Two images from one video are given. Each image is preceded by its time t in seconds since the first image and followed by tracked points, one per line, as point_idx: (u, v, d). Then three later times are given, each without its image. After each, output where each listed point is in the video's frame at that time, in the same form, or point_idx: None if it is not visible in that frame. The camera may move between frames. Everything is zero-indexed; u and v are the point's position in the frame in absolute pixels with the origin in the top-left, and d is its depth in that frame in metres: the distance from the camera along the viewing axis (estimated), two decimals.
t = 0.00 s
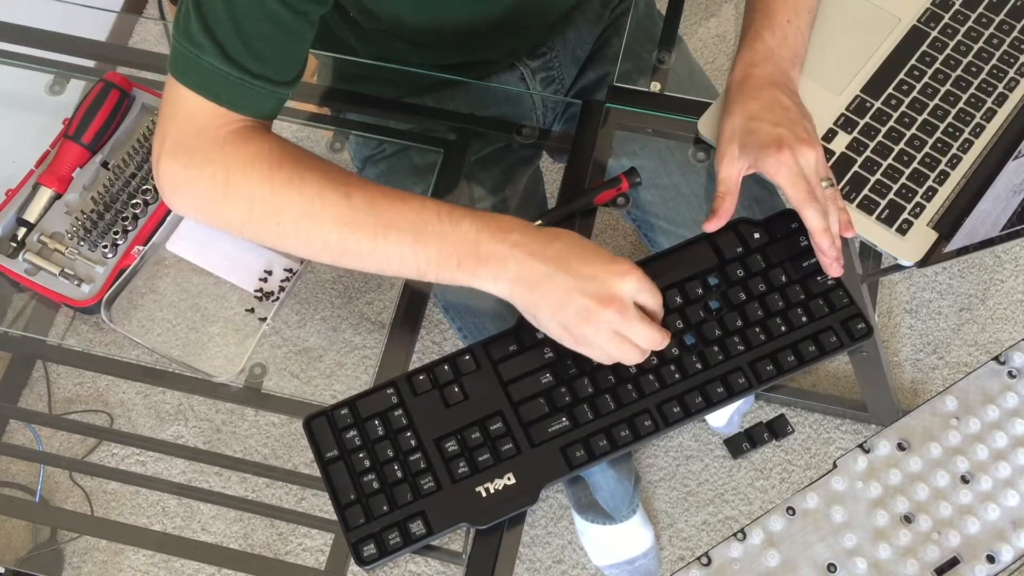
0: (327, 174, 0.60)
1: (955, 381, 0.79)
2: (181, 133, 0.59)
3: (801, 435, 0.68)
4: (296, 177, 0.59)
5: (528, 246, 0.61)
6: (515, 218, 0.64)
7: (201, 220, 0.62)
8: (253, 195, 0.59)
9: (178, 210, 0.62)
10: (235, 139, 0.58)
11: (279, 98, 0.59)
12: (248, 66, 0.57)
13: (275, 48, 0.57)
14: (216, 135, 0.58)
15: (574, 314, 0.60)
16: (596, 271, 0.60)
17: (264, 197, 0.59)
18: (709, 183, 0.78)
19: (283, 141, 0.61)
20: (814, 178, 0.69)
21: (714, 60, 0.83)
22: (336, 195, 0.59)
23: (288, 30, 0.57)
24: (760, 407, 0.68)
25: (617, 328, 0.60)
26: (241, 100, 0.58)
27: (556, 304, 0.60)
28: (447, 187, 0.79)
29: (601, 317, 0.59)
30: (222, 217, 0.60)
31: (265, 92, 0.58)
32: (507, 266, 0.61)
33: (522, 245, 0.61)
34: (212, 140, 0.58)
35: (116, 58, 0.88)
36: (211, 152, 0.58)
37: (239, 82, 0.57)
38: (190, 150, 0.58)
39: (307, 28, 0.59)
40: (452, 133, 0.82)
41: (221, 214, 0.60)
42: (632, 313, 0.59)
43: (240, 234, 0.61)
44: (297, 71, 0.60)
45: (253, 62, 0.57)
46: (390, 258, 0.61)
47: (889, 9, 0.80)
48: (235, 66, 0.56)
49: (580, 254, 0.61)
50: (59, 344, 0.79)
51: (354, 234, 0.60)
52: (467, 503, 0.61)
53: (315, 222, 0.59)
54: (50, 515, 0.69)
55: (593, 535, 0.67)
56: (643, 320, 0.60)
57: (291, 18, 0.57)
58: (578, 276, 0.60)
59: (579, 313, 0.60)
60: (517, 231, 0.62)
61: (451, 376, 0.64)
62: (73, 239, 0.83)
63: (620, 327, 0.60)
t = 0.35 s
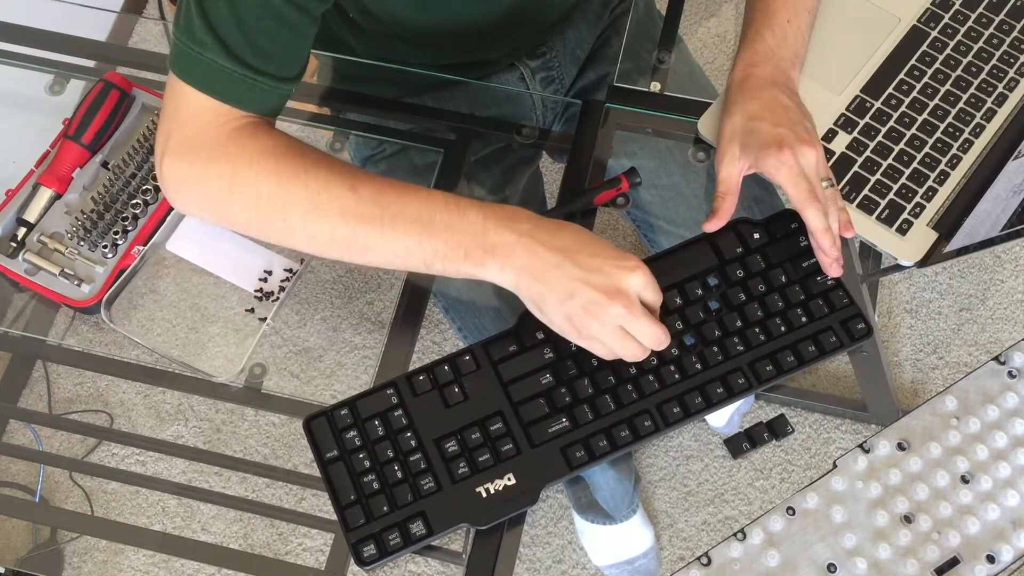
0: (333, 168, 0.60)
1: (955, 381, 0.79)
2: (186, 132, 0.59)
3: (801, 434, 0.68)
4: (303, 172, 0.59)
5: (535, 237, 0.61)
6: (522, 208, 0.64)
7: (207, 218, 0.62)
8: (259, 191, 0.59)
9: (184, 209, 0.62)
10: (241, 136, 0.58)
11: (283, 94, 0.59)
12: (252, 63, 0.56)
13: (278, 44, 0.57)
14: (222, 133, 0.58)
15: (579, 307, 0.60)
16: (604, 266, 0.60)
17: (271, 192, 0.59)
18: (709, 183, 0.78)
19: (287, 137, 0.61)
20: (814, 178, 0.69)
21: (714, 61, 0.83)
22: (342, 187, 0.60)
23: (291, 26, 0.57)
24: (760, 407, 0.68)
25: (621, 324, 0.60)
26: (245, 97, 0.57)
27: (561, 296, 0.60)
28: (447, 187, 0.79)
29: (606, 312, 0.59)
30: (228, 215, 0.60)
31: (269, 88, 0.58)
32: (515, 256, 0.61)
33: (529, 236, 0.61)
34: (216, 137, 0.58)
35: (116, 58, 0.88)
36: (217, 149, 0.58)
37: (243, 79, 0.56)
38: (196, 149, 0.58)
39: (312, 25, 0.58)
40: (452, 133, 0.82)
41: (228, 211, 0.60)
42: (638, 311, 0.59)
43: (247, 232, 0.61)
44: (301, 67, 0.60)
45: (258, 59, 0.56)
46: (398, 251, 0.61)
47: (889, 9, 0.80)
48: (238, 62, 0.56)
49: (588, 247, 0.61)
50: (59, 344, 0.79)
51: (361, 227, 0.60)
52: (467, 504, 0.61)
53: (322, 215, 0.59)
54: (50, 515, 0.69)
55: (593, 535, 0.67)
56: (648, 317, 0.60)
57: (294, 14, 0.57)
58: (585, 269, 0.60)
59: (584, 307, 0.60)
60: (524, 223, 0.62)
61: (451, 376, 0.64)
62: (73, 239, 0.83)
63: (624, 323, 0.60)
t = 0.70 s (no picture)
0: (322, 170, 0.60)
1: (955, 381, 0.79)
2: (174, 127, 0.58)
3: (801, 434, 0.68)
4: (291, 173, 0.59)
5: (521, 248, 0.59)
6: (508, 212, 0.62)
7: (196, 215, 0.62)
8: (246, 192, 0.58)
9: (173, 203, 0.62)
10: (227, 134, 0.58)
11: (279, 93, 0.60)
12: (249, 61, 0.57)
13: (275, 42, 0.58)
14: (210, 130, 0.58)
15: (563, 317, 0.59)
16: (587, 275, 0.59)
17: (257, 192, 0.58)
18: (709, 183, 0.77)
19: (277, 136, 0.60)
20: (814, 178, 0.69)
21: (714, 61, 0.83)
22: (330, 190, 0.59)
23: (287, 25, 0.58)
24: (760, 407, 0.68)
25: (606, 333, 0.59)
26: (240, 94, 0.58)
27: (545, 306, 0.59)
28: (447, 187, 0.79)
29: (588, 322, 0.59)
30: (217, 211, 0.60)
31: (266, 87, 0.58)
32: (501, 265, 0.59)
33: (516, 246, 0.59)
34: (204, 134, 0.58)
35: (116, 58, 0.88)
36: (205, 146, 0.58)
37: (241, 77, 0.57)
38: (183, 146, 0.58)
39: (307, 25, 0.60)
40: (452, 133, 0.81)
41: (215, 209, 0.60)
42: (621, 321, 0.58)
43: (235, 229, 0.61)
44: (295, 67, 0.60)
45: (255, 56, 0.57)
46: (383, 255, 0.60)
47: (889, 9, 0.80)
48: (236, 60, 0.56)
49: (573, 255, 0.60)
50: (59, 344, 0.79)
51: (346, 231, 0.59)
52: (467, 503, 0.61)
53: (308, 216, 0.59)
54: (49, 515, 0.68)
55: (593, 534, 0.67)
56: (633, 325, 0.59)
57: (290, 13, 0.58)
58: (568, 280, 0.59)
59: (567, 317, 0.59)
60: (513, 231, 0.60)
61: (451, 376, 0.64)
62: (73, 239, 0.83)
63: (609, 331, 0.59)
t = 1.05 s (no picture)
0: (276, 140, 0.62)
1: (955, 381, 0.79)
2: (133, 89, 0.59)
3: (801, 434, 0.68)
4: (246, 141, 0.61)
5: (464, 215, 0.65)
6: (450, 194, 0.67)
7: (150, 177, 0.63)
8: (200, 158, 0.61)
9: (125, 166, 0.63)
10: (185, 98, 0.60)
11: (236, 77, 0.61)
12: (209, 44, 0.58)
13: (240, 31, 0.58)
14: (170, 94, 0.59)
15: (503, 274, 0.64)
16: (527, 231, 0.64)
17: (211, 157, 0.60)
18: (709, 183, 0.77)
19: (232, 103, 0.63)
20: (814, 178, 0.70)
21: (714, 61, 0.83)
22: (284, 159, 0.62)
23: (256, 17, 0.59)
24: (760, 407, 0.68)
25: (548, 290, 0.63)
26: (197, 74, 0.59)
27: (486, 266, 0.64)
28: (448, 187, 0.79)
29: (530, 273, 0.63)
30: (170, 177, 0.62)
31: (222, 71, 0.59)
32: (443, 229, 0.64)
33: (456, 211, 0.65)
34: (162, 97, 0.59)
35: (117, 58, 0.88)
36: (162, 109, 0.59)
37: (198, 58, 0.58)
38: (141, 108, 0.60)
39: (277, 20, 0.60)
40: (452, 133, 0.81)
41: (168, 171, 0.61)
42: (562, 277, 0.62)
43: (187, 193, 0.63)
44: (258, 58, 0.62)
45: (218, 44, 0.58)
46: (330, 223, 0.63)
47: (889, 9, 0.80)
48: (196, 42, 0.57)
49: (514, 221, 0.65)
50: (58, 344, 0.79)
51: (296, 198, 0.61)
52: (467, 503, 0.61)
53: (261, 184, 0.61)
54: (49, 515, 0.68)
55: (593, 534, 0.67)
56: (571, 285, 0.63)
57: (261, 8, 0.58)
58: (507, 239, 0.64)
59: (508, 273, 0.63)
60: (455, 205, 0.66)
61: (451, 375, 0.64)
62: (73, 239, 0.83)
63: (550, 288, 0.63)
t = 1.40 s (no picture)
0: (295, 177, 0.64)
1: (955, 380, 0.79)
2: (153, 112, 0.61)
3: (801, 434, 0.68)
4: (268, 176, 0.63)
5: (472, 260, 0.67)
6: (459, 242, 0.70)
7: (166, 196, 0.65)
8: (220, 183, 0.63)
9: (142, 183, 0.65)
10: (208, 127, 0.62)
11: (251, 92, 0.61)
12: (221, 58, 0.58)
13: (250, 43, 0.58)
14: (193, 119, 0.61)
15: (510, 305, 0.65)
16: (529, 261, 0.67)
17: (232, 186, 0.63)
18: (709, 183, 0.77)
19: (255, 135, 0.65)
20: (814, 179, 0.70)
21: (714, 61, 0.83)
22: (304, 197, 0.64)
23: (264, 25, 0.58)
24: (760, 407, 0.68)
25: (556, 313, 0.65)
26: (212, 91, 0.59)
27: (493, 300, 0.66)
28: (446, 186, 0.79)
29: (537, 298, 0.65)
30: (186, 198, 0.64)
31: (237, 85, 0.59)
32: (452, 273, 0.66)
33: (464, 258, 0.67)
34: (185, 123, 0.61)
35: (117, 58, 0.88)
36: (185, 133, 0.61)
37: (211, 73, 0.58)
38: (161, 129, 0.61)
39: (286, 28, 0.60)
40: (452, 133, 0.81)
41: (185, 194, 0.63)
42: (566, 295, 0.64)
43: (202, 216, 0.65)
44: (273, 69, 0.61)
45: (229, 55, 0.58)
46: (343, 260, 0.65)
47: (889, 9, 0.80)
48: (208, 57, 0.57)
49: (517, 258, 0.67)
50: (58, 344, 0.79)
51: (312, 236, 0.64)
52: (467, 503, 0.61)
53: (278, 219, 0.63)
54: (50, 515, 0.68)
55: (593, 534, 0.67)
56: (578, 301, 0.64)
57: (269, 16, 0.58)
58: (512, 273, 0.66)
59: (515, 304, 0.65)
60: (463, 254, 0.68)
61: (451, 375, 0.64)
62: (73, 239, 0.83)
63: (557, 310, 0.65)
